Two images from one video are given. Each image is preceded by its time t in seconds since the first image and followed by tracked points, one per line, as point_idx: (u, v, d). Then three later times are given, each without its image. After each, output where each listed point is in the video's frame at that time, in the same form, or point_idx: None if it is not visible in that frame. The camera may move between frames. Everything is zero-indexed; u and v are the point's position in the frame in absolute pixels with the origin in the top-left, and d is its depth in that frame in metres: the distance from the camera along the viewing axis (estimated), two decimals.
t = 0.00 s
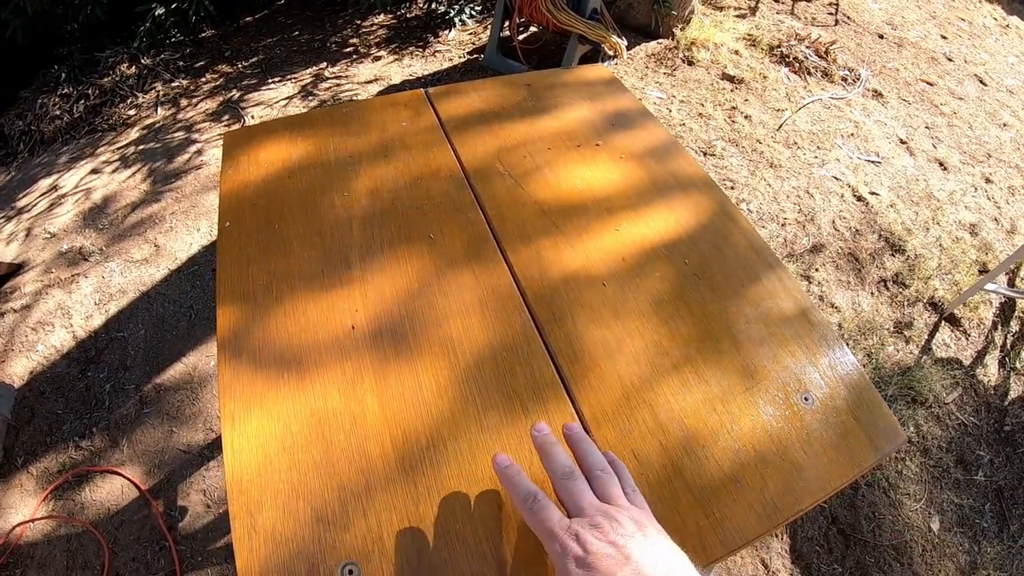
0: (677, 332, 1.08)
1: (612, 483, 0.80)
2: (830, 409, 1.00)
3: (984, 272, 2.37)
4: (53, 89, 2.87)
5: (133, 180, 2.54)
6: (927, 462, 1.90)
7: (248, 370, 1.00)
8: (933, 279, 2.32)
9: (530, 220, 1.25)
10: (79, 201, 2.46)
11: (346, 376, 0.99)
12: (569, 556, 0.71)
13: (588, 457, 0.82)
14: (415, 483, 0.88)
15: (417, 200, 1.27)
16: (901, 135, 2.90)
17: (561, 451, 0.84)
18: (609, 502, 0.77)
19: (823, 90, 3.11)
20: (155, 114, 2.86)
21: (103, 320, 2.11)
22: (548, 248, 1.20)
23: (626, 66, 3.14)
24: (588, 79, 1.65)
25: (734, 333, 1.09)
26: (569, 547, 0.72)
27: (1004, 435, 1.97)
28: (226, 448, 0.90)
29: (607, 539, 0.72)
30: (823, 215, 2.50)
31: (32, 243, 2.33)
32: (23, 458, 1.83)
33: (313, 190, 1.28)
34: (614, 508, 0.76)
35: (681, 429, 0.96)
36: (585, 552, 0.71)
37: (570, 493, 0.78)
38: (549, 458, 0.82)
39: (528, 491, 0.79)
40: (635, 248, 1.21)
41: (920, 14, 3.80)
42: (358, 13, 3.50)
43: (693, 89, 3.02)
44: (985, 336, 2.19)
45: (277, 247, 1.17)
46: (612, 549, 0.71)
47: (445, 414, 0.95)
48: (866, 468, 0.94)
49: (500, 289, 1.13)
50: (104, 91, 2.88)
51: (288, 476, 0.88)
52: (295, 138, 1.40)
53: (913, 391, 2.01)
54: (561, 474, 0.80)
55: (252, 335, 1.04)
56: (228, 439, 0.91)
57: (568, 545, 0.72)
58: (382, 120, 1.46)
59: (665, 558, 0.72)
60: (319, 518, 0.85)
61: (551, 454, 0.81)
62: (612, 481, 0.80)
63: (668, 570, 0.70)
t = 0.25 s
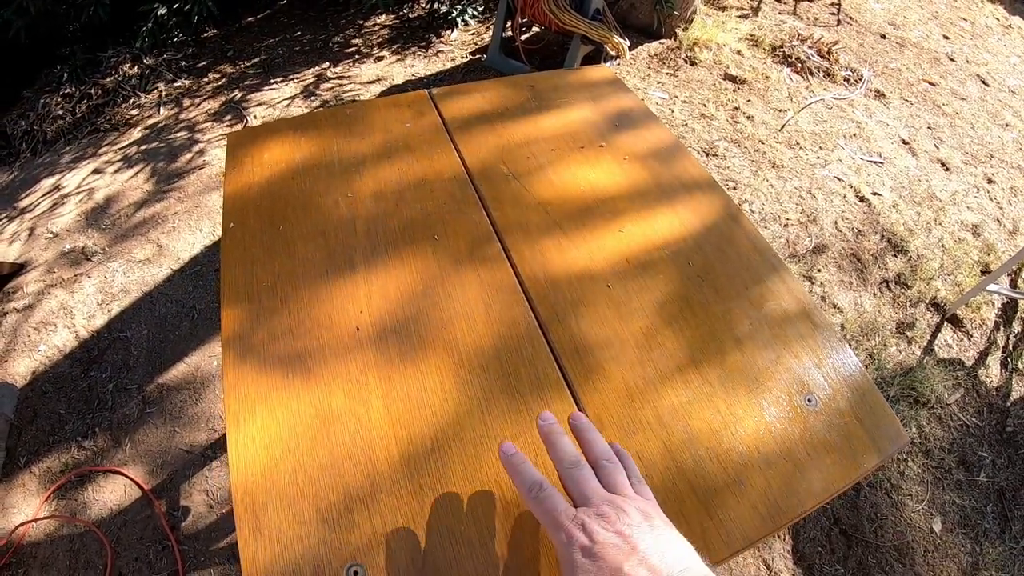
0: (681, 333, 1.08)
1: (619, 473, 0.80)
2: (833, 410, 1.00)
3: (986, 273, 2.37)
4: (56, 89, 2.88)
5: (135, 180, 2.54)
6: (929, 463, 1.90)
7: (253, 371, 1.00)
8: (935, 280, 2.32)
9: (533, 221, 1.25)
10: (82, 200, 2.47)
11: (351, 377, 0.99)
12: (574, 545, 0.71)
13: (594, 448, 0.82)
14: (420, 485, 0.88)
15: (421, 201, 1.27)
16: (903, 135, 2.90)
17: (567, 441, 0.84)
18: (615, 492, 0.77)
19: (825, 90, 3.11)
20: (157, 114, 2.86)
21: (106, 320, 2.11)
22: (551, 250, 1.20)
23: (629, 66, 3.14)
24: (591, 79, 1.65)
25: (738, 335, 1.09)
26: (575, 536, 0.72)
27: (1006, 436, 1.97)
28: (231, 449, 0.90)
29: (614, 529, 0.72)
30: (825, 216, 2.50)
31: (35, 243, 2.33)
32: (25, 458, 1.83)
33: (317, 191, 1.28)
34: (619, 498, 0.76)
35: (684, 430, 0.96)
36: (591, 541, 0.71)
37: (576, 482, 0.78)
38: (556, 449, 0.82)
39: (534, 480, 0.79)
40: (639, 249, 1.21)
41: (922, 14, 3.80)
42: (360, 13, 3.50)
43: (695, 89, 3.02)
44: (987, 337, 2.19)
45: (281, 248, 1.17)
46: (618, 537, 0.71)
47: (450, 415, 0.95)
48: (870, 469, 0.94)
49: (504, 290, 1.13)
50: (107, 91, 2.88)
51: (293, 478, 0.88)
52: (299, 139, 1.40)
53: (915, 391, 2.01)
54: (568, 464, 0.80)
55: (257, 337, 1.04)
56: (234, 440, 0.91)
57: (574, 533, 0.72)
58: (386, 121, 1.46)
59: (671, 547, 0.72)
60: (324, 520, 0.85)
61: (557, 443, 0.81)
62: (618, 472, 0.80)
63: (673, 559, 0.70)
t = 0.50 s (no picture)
0: (680, 335, 1.09)
1: (620, 473, 0.80)
2: (831, 412, 1.01)
3: (986, 273, 2.37)
4: (57, 91, 2.88)
5: (137, 182, 2.55)
6: (930, 464, 1.90)
7: (254, 374, 1.00)
8: (935, 281, 2.32)
9: (533, 224, 1.25)
10: (83, 202, 2.47)
11: (351, 380, 1.00)
12: (574, 544, 0.71)
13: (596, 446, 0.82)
14: (420, 487, 0.89)
15: (421, 204, 1.28)
16: (903, 136, 2.90)
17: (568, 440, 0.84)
18: (616, 492, 0.78)
19: (826, 91, 3.11)
20: (158, 116, 2.87)
21: (108, 321, 2.12)
22: (551, 252, 1.20)
23: (629, 67, 3.14)
24: (591, 82, 1.66)
25: (737, 337, 1.09)
26: (575, 534, 0.72)
27: (1006, 437, 1.97)
28: (233, 452, 0.91)
29: (614, 529, 0.72)
30: (826, 217, 2.50)
31: (36, 245, 2.34)
32: (27, 459, 1.84)
33: (317, 194, 1.28)
34: (620, 497, 0.76)
35: (683, 432, 0.96)
36: (592, 541, 0.71)
37: (577, 481, 0.78)
38: (558, 449, 0.82)
39: (535, 478, 0.79)
40: (639, 252, 1.22)
41: (923, 15, 3.80)
42: (360, 14, 3.51)
43: (696, 90, 3.02)
44: (988, 338, 2.19)
45: (282, 251, 1.17)
46: (619, 537, 0.71)
47: (450, 417, 0.96)
48: (868, 471, 0.95)
49: (504, 293, 1.13)
50: (108, 92, 2.89)
51: (294, 480, 0.89)
52: (300, 142, 1.41)
53: (915, 392, 2.02)
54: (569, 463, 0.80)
55: (257, 339, 1.05)
56: (235, 443, 0.92)
57: (575, 532, 0.72)
58: (386, 124, 1.47)
59: (673, 547, 0.72)
60: (325, 522, 0.85)
61: (558, 442, 0.82)
62: (619, 471, 0.80)
63: (673, 558, 0.71)
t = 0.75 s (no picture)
0: (679, 334, 1.08)
1: (613, 482, 0.82)
2: (830, 410, 1.00)
3: (986, 272, 2.36)
4: (57, 92, 2.89)
5: (136, 183, 2.55)
6: (930, 463, 1.89)
7: (253, 373, 1.00)
8: (935, 280, 2.32)
9: (532, 224, 1.25)
10: (83, 203, 2.47)
11: (350, 379, 1.00)
12: (571, 550, 0.74)
13: (590, 458, 0.84)
14: (419, 485, 0.88)
15: (420, 204, 1.28)
16: (903, 135, 2.90)
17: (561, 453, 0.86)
18: (610, 501, 0.80)
19: (825, 91, 3.11)
20: (158, 118, 2.87)
21: (107, 322, 2.12)
22: (550, 252, 1.20)
23: (628, 68, 3.14)
24: (590, 82, 1.66)
25: (736, 336, 1.09)
26: (571, 542, 0.75)
27: (1007, 436, 1.97)
28: (231, 451, 0.91)
29: (609, 536, 0.75)
30: (825, 216, 2.50)
31: (36, 246, 2.34)
32: (27, 461, 1.84)
33: (316, 194, 1.28)
34: (614, 506, 0.79)
35: (682, 430, 0.96)
36: (587, 545, 0.74)
37: (572, 493, 0.80)
38: (552, 462, 0.84)
39: (530, 493, 0.81)
40: (637, 251, 1.22)
41: (922, 14, 3.80)
42: (360, 15, 3.51)
43: (695, 90, 3.02)
44: (988, 337, 2.19)
45: (281, 250, 1.18)
46: (613, 544, 0.74)
47: (449, 416, 0.96)
48: (868, 469, 0.95)
49: (503, 292, 1.13)
50: (107, 94, 2.89)
51: (293, 479, 0.88)
52: (299, 142, 1.41)
53: (915, 392, 2.01)
54: (564, 476, 0.82)
55: (256, 339, 1.05)
56: (233, 443, 0.92)
57: (572, 544, 0.75)
58: (385, 124, 1.47)
59: (665, 549, 0.75)
60: (323, 521, 0.85)
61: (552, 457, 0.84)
62: (613, 481, 0.82)
63: (668, 562, 0.73)
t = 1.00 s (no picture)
0: (679, 331, 1.09)
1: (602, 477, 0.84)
2: (830, 407, 1.01)
3: (985, 270, 2.37)
4: (56, 94, 2.89)
5: (136, 184, 2.55)
6: (930, 461, 1.90)
7: (254, 372, 1.00)
8: (935, 278, 2.32)
9: (532, 222, 1.25)
10: (83, 205, 2.48)
11: (350, 377, 1.00)
12: (552, 539, 0.77)
13: (579, 454, 0.86)
14: (420, 482, 0.89)
15: (420, 202, 1.28)
16: (902, 133, 2.90)
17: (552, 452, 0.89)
18: (596, 493, 0.82)
19: (824, 89, 3.11)
20: (158, 119, 2.87)
21: (107, 323, 2.12)
22: (549, 250, 1.20)
23: (627, 67, 3.14)
24: (588, 81, 1.66)
25: (735, 333, 1.09)
26: (553, 531, 0.77)
27: (1006, 434, 1.97)
28: (232, 450, 0.91)
29: (591, 524, 0.77)
30: (824, 215, 2.50)
31: (36, 247, 2.34)
32: (28, 461, 1.84)
33: (316, 193, 1.29)
34: (599, 498, 0.81)
35: (682, 427, 0.96)
36: (568, 533, 0.76)
37: (559, 487, 0.83)
38: (541, 460, 0.86)
39: (518, 490, 0.84)
40: (636, 249, 1.22)
41: (920, 13, 3.80)
42: (359, 15, 3.51)
43: (694, 89, 3.03)
44: (987, 335, 2.19)
45: (282, 249, 1.18)
46: (595, 531, 0.76)
47: (449, 414, 0.96)
48: (867, 465, 0.95)
49: (503, 290, 1.13)
50: (107, 95, 2.90)
51: (293, 478, 0.89)
52: (298, 141, 1.41)
53: (915, 390, 2.02)
54: (551, 471, 0.85)
55: (257, 338, 1.05)
56: (234, 442, 0.92)
57: (555, 534, 0.77)
58: (384, 123, 1.47)
59: (647, 537, 0.77)
60: (324, 519, 0.85)
61: (541, 453, 0.86)
62: (601, 476, 0.84)
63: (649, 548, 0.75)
